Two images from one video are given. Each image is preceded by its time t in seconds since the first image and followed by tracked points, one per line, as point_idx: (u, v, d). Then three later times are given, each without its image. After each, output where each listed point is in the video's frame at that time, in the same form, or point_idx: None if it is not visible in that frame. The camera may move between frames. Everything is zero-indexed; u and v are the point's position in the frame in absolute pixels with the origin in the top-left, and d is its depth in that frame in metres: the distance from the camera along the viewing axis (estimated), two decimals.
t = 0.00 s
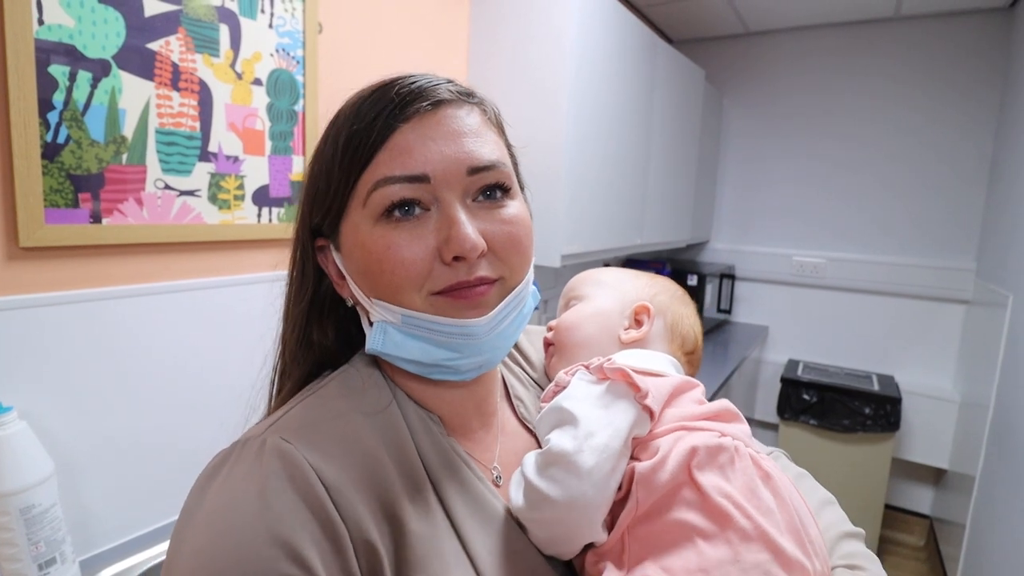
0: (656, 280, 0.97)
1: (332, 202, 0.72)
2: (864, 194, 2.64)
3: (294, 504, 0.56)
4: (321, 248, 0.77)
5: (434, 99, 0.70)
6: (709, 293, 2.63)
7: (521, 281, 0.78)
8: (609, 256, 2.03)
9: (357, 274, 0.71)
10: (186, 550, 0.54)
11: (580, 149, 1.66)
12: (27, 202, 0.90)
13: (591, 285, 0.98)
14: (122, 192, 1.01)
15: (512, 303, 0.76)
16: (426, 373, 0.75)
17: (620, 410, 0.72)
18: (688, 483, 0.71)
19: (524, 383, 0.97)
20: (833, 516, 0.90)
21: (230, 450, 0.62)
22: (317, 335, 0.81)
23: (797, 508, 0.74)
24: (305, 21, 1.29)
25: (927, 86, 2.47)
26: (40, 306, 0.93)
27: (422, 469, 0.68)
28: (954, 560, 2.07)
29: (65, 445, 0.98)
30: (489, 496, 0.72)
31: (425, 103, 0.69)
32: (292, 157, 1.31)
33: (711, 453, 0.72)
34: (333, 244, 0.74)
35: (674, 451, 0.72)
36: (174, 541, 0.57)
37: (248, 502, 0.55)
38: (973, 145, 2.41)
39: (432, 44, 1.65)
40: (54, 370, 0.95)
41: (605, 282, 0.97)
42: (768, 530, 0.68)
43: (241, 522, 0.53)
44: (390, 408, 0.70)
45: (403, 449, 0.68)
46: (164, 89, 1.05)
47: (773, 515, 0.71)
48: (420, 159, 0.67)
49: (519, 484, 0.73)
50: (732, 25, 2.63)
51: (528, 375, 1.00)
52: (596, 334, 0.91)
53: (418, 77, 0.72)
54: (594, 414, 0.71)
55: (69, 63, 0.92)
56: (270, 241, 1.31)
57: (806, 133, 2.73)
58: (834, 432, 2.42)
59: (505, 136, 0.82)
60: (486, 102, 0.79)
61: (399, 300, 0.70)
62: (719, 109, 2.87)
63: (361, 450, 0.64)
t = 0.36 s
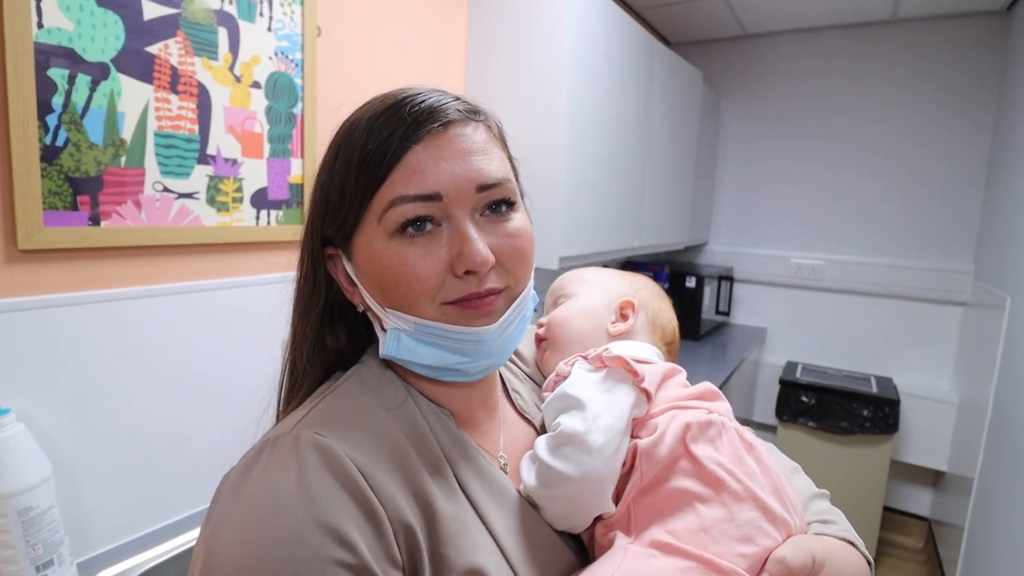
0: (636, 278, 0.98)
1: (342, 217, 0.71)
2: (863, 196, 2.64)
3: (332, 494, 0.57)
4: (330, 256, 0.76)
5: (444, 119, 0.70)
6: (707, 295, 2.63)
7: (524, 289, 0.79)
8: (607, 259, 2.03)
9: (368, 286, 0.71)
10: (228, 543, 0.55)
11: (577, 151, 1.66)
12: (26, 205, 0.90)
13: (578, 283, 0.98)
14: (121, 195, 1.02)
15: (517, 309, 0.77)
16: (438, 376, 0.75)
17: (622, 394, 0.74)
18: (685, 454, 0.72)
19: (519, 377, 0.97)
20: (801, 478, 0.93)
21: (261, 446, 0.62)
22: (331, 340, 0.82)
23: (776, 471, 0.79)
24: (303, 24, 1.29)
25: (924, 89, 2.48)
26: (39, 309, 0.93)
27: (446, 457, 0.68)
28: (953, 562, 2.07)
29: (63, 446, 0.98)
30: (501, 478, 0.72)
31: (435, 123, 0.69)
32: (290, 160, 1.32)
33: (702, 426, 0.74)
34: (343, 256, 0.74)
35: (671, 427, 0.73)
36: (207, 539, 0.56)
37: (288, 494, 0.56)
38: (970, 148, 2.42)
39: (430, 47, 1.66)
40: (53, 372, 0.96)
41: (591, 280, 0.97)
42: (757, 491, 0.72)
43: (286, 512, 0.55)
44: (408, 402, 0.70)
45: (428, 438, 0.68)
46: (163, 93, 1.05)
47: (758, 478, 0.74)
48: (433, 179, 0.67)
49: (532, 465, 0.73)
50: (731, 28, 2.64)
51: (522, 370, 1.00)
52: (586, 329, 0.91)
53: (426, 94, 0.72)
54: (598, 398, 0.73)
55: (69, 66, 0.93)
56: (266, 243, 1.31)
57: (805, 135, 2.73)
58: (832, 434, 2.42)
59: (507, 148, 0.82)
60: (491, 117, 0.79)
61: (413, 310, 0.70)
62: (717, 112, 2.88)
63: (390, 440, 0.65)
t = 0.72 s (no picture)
0: (628, 273, 0.99)
1: (350, 222, 0.71)
2: (863, 197, 2.64)
3: (359, 489, 0.58)
4: (336, 259, 0.76)
5: (450, 123, 0.70)
6: (707, 296, 2.63)
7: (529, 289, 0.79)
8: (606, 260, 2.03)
9: (378, 288, 0.72)
10: (259, 543, 0.55)
11: (576, 152, 1.66)
12: (28, 206, 0.90)
13: (573, 280, 0.98)
14: (122, 196, 1.02)
15: (523, 308, 0.78)
16: (447, 376, 0.75)
17: (627, 383, 0.75)
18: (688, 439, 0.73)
19: (519, 373, 0.97)
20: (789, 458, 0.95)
21: (283, 446, 0.63)
22: (340, 342, 0.82)
23: (772, 452, 0.80)
24: (304, 25, 1.30)
25: (924, 89, 2.48)
26: (42, 309, 0.94)
27: (464, 450, 0.69)
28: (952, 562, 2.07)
29: (65, 445, 0.98)
30: (514, 472, 0.73)
31: (442, 127, 0.69)
32: (291, 160, 1.32)
33: (702, 411, 0.75)
34: (350, 259, 0.74)
35: (674, 414, 0.74)
36: (233, 543, 0.57)
37: (316, 491, 0.56)
38: (969, 149, 2.42)
39: (429, 49, 1.66)
40: (55, 372, 0.96)
41: (584, 276, 0.97)
42: (759, 471, 0.73)
43: (318, 509, 0.55)
44: (422, 399, 0.71)
45: (445, 432, 0.69)
46: (163, 93, 1.06)
47: (758, 459, 0.75)
48: (442, 182, 0.67)
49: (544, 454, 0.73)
50: (731, 29, 2.64)
51: (522, 366, 1.00)
52: (584, 323, 0.91)
53: (430, 98, 0.72)
54: (605, 388, 0.73)
55: (69, 66, 0.93)
56: (266, 244, 1.31)
57: (805, 136, 2.73)
58: (831, 434, 2.42)
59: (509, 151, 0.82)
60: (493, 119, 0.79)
61: (424, 312, 0.71)
62: (717, 112, 2.88)
63: (409, 435, 0.66)
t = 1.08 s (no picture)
0: (635, 270, 0.99)
1: (336, 224, 0.71)
2: (863, 197, 2.65)
3: (341, 495, 0.58)
4: (325, 266, 0.76)
5: (431, 117, 0.71)
6: (708, 296, 2.63)
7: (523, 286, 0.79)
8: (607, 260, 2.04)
9: (369, 290, 0.72)
10: (242, 550, 0.56)
11: (576, 151, 1.66)
12: (32, 207, 0.91)
13: (577, 278, 0.98)
14: (126, 197, 1.03)
15: (518, 307, 0.78)
16: (443, 379, 0.76)
17: (626, 389, 0.74)
18: (691, 447, 0.73)
19: (520, 374, 0.98)
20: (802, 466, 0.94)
21: (270, 452, 0.63)
22: (330, 349, 0.82)
23: (781, 461, 0.80)
24: (306, 26, 1.30)
25: (924, 90, 2.48)
26: (45, 310, 0.94)
27: (453, 454, 0.69)
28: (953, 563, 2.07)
29: (68, 446, 0.99)
30: (507, 476, 0.73)
31: (423, 122, 0.70)
32: (293, 161, 1.32)
33: (706, 418, 0.75)
34: (340, 262, 0.74)
35: (676, 421, 0.74)
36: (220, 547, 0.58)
37: (298, 499, 0.57)
38: (970, 150, 2.42)
39: (430, 48, 1.66)
40: (58, 373, 0.97)
41: (589, 274, 0.97)
42: (762, 482, 0.73)
43: (298, 517, 0.56)
44: (414, 404, 0.71)
45: (433, 437, 0.69)
46: (167, 95, 1.06)
47: (763, 469, 0.75)
48: (425, 177, 0.68)
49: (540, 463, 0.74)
50: (731, 29, 2.64)
51: (523, 366, 1.01)
52: (587, 323, 0.91)
53: (411, 94, 0.73)
54: (604, 394, 0.73)
55: (73, 68, 0.93)
56: (268, 245, 1.32)
57: (805, 136, 2.74)
58: (832, 435, 2.42)
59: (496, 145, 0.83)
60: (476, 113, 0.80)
61: (417, 313, 0.71)
62: (718, 112, 2.88)
63: (396, 440, 0.66)
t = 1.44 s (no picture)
0: (643, 286, 0.99)
1: (304, 242, 0.72)
2: (862, 205, 2.65)
3: (287, 534, 0.57)
4: (299, 287, 0.77)
5: (391, 127, 0.71)
6: (708, 304, 2.64)
7: (499, 297, 0.79)
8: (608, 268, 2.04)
9: (340, 309, 0.72)
10: None
11: (577, 159, 1.67)
12: (32, 217, 0.91)
13: (581, 294, 0.98)
14: (126, 207, 1.03)
15: (495, 318, 0.78)
16: (421, 399, 0.75)
17: (614, 423, 0.72)
18: (684, 493, 0.70)
19: (516, 394, 0.97)
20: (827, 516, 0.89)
21: (226, 477, 0.62)
22: (301, 373, 0.82)
23: (793, 513, 0.73)
24: (307, 36, 1.31)
25: (922, 98, 2.49)
26: (45, 320, 0.94)
27: (416, 486, 0.68)
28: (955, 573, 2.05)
29: (64, 458, 0.98)
30: (485, 512, 0.71)
31: (383, 132, 0.71)
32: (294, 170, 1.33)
33: (704, 462, 0.71)
34: (312, 282, 0.75)
35: (668, 462, 0.71)
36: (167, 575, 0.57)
37: (243, 534, 0.56)
38: (969, 157, 2.43)
39: (430, 58, 1.67)
40: (56, 384, 0.96)
41: (593, 290, 0.97)
42: (763, 538, 0.67)
43: (236, 553, 0.55)
44: (385, 432, 0.70)
45: (397, 470, 0.68)
46: (168, 105, 1.07)
47: (768, 523, 0.69)
48: (385, 188, 0.68)
49: (518, 502, 0.71)
50: (730, 38, 2.66)
51: (519, 385, 1.00)
52: (586, 342, 0.91)
53: (373, 106, 0.74)
54: (588, 427, 0.71)
55: (75, 78, 0.94)
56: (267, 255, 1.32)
57: (804, 144, 2.75)
58: (833, 443, 2.41)
59: (467, 153, 0.83)
60: (443, 120, 0.80)
61: (388, 331, 0.71)
62: (717, 120, 2.89)
63: (355, 473, 0.64)
